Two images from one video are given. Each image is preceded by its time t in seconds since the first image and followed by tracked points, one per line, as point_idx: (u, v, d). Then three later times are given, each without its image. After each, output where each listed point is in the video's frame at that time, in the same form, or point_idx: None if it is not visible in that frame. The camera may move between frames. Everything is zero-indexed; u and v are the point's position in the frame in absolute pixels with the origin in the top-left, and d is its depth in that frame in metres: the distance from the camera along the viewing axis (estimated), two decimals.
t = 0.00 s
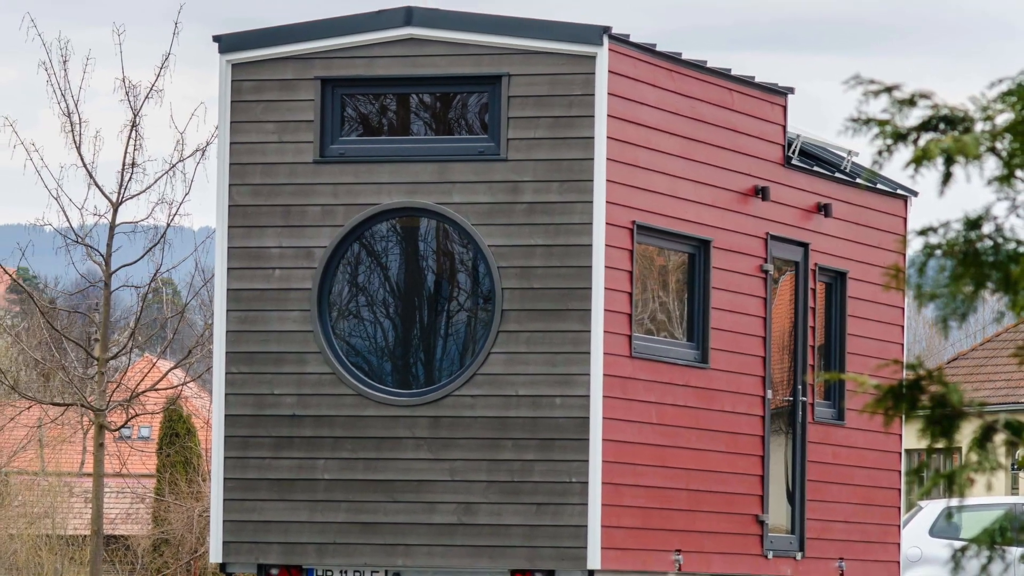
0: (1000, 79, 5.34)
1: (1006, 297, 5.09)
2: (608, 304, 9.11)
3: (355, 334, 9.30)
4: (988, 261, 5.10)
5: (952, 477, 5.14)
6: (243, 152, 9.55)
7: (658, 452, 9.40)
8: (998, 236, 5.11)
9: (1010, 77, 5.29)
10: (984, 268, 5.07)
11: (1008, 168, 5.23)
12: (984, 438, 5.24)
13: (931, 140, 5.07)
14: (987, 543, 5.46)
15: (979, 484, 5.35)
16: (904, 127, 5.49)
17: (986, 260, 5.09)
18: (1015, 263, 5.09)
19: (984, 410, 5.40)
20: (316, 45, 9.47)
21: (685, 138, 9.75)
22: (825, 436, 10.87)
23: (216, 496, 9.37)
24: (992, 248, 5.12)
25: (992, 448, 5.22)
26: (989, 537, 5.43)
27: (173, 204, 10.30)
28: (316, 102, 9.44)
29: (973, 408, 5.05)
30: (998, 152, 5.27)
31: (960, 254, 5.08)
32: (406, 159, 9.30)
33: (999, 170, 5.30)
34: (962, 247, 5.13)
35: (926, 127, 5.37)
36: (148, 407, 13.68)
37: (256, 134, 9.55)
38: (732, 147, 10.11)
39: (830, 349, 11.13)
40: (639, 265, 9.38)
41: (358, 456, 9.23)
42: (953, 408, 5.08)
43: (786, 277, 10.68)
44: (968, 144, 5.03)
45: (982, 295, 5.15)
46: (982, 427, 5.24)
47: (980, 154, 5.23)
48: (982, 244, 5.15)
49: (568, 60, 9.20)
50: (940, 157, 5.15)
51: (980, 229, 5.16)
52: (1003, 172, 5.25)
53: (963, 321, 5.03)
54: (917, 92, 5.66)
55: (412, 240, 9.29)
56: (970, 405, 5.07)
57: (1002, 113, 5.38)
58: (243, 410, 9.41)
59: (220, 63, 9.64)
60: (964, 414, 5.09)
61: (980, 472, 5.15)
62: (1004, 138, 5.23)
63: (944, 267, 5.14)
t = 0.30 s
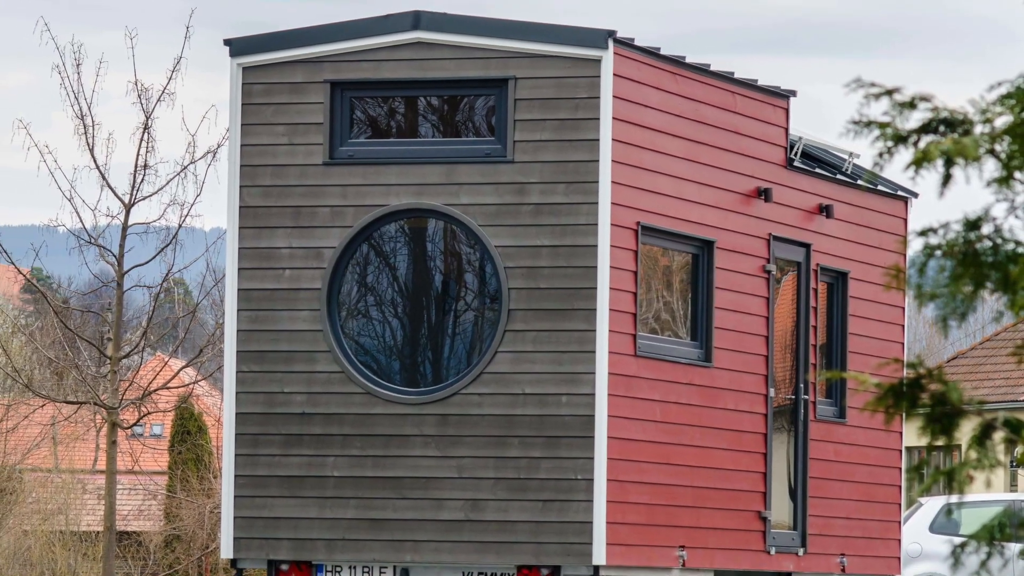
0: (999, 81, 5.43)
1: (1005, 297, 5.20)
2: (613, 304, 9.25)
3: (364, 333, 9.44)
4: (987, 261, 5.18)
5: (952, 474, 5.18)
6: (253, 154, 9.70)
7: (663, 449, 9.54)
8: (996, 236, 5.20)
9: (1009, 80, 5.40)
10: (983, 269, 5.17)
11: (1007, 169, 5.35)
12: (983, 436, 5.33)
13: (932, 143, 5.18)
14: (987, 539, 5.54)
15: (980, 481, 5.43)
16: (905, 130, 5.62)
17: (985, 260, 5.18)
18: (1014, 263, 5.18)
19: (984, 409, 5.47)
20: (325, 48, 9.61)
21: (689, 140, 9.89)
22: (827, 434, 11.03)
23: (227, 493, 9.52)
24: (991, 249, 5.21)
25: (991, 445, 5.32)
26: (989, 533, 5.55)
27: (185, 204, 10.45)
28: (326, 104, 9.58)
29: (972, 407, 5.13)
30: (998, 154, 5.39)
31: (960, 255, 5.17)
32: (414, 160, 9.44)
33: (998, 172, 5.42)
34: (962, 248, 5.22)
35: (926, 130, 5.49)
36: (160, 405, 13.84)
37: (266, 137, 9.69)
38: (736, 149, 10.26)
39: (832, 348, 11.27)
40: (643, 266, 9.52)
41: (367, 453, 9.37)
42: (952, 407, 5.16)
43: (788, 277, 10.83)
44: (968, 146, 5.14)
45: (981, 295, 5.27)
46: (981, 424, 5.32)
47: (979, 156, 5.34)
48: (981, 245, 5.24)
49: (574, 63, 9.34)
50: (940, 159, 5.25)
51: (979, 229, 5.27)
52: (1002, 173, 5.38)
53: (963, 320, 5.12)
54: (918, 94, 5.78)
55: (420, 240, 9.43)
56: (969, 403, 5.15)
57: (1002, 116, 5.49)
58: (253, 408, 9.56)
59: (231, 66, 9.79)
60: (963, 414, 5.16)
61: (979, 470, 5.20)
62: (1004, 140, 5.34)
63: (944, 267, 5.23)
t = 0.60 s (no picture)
0: (1001, 82, 5.06)
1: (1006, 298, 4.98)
2: (618, 303, 9.39)
3: (373, 332, 9.59)
4: (987, 262, 4.94)
5: (951, 471, 5.16)
6: (263, 156, 9.84)
7: (667, 447, 9.68)
8: (996, 237, 4.94)
9: (1008, 79, 5.07)
10: (983, 269, 4.93)
11: (1005, 171, 4.96)
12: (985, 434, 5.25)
13: (930, 144, 4.99)
14: (987, 535, 5.65)
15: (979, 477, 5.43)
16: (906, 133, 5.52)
17: (985, 261, 4.93)
18: (1015, 265, 4.93)
19: (983, 407, 5.38)
20: (334, 52, 9.76)
21: (693, 143, 10.03)
22: (828, 431, 11.21)
23: (238, 490, 9.68)
24: (990, 250, 4.96)
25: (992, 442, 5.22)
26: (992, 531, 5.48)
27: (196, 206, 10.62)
28: (335, 107, 9.73)
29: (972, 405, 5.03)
30: (997, 154, 5.06)
31: (959, 255, 4.93)
32: (422, 162, 9.58)
33: (995, 174, 5.00)
34: (961, 248, 4.97)
35: (927, 131, 5.20)
36: (172, 404, 14.00)
37: (276, 139, 9.83)
38: (739, 151, 10.40)
39: (834, 348, 11.44)
40: (647, 266, 9.66)
41: (375, 451, 9.52)
42: (952, 404, 5.06)
43: (791, 277, 11.00)
44: (967, 147, 4.93)
45: (982, 298, 5.03)
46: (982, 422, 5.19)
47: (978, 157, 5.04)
48: (981, 246, 4.98)
49: (579, 67, 9.48)
50: (941, 161, 5.01)
51: (979, 231, 5.00)
52: (1001, 175, 4.99)
53: (962, 321, 4.88)
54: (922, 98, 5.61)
55: (428, 241, 9.57)
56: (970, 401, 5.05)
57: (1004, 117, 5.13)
58: (264, 406, 9.71)
59: (241, 69, 9.93)
60: (963, 411, 5.06)
61: (977, 467, 5.15)
62: (1004, 142, 4.97)
63: (944, 268, 4.98)
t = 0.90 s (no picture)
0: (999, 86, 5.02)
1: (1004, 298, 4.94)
2: (622, 302, 9.53)
3: (381, 331, 9.74)
4: (986, 262, 4.91)
5: (951, 468, 5.17)
6: (273, 157, 9.97)
7: (671, 444, 9.83)
8: (995, 237, 4.92)
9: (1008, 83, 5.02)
10: (982, 269, 4.89)
11: (1004, 173, 4.91)
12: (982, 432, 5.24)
13: (930, 146, 4.94)
14: (986, 530, 5.67)
15: (977, 474, 5.39)
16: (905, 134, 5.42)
17: (983, 261, 4.90)
18: (1014, 265, 4.90)
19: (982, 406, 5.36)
20: (343, 55, 9.90)
21: (697, 145, 10.17)
22: (829, 429, 11.41)
23: (248, 487, 9.83)
24: (989, 250, 4.93)
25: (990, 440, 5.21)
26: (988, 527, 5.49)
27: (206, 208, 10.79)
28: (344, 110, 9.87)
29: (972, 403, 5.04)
30: (996, 157, 5.02)
31: (959, 256, 4.91)
32: (429, 164, 9.73)
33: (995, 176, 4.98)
34: (961, 249, 4.95)
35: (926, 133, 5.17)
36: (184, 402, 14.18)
37: (286, 141, 9.97)
38: (741, 153, 10.55)
39: (834, 347, 11.67)
40: (652, 266, 9.80)
41: (383, 448, 9.67)
42: (952, 402, 5.06)
43: (792, 277, 11.18)
44: (966, 150, 4.89)
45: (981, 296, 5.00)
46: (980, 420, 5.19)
47: (977, 161, 4.99)
48: (980, 247, 4.97)
49: (585, 70, 9.61)
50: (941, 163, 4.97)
51: (978, 232, 4.99)
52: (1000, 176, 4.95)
53: (962, 320, 4.85)
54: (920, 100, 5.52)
55: (435, 242, 9.72)
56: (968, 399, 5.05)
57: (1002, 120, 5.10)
58: (273, 404, 9.85)
59: (251, 72, 10.07)
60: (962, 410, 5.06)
61: (978, 463, 5.20)
62: (1001, 144, 4.95)
63: (944, 268, 4.95)
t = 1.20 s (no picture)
0: (998, 90, 5.14)
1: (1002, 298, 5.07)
2: (627, 302, 9.67)
3: (390, 331, 9.89)
4: (984, 262, 5.04)
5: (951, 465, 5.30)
6: (283, 159, 10.12)
7: (675, 442, 9.97)
8: (994, 238, 5.05)
9: (1007, 87, 5.15)
10: (981, 270, 5.02)
11: (1003, 175, 5.04)
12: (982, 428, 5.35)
13: (931, 148, 5.04)
14: (984, 527, 5.72)
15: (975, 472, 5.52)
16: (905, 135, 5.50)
17: (982, 262, 5.03)
18: (1012, 266, 5.04)
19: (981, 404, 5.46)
20: (352, 58, 10.05)
21: (700, 147, 10.31)
22: (831, 427, 11.56)
23: (258, 484, 9.98)
24: (988, 250, 5.06)
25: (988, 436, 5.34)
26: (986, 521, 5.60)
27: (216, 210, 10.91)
28: (352, 112, 10.02)
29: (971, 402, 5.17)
30: (995, 159, 5.13)
31: (958, 256, 5.03)
32: (437, 166, 9.87)
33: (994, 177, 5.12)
34: (961, 249, 5.08)
35: (926, 135, 5.28)
36: (195, 400, 14.36)
37: (295, 143, 10.11)
38: (745, 155, 10.70)
39: (836, 345, 11.84)
40: (656, 266, 9.95)
41: (391, 445, 9.82)
42: (952, 401, 5.19)
43: (795, 277, 11.33)
44: (967, 152, 4.99)
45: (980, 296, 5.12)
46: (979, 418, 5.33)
47: (977, 163, 5.09)
48: (979, 247, 5.09)
49: (590, 73, 9.75)
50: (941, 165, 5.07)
51: (977, 233, 5.11)
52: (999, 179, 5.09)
53: (962, 320, 4.96)
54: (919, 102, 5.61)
55: (443, 242, 9.86)
56: (968, 399, 5.18)
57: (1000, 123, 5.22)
58: (283, 402, 10.01)
59: (261, 75, 10.22)
60: (963, 409, 5.20)
61: (978, 461, 5.33)
62: (1001, 146, 5.09)
63: (944, 268, 5.08)
